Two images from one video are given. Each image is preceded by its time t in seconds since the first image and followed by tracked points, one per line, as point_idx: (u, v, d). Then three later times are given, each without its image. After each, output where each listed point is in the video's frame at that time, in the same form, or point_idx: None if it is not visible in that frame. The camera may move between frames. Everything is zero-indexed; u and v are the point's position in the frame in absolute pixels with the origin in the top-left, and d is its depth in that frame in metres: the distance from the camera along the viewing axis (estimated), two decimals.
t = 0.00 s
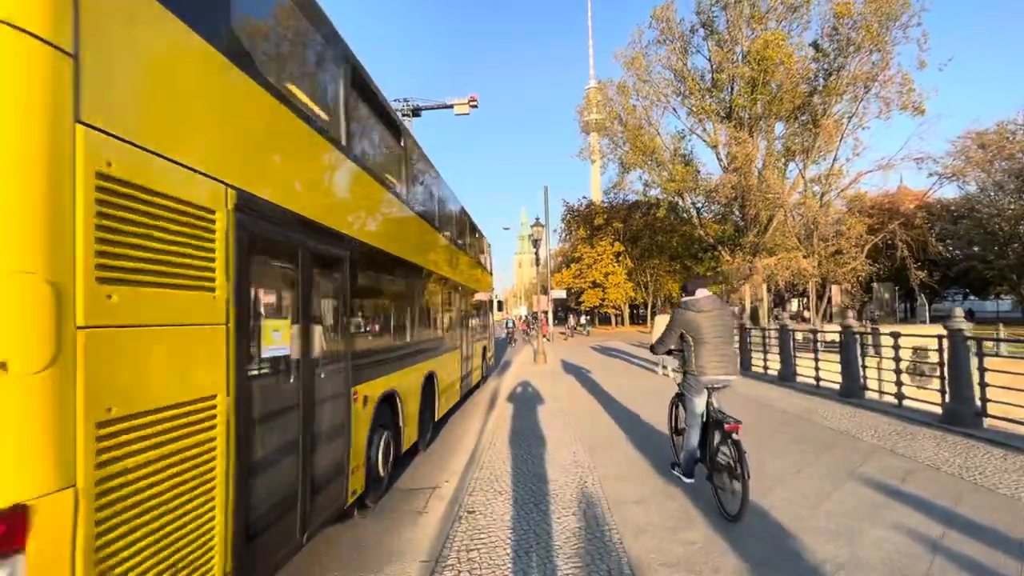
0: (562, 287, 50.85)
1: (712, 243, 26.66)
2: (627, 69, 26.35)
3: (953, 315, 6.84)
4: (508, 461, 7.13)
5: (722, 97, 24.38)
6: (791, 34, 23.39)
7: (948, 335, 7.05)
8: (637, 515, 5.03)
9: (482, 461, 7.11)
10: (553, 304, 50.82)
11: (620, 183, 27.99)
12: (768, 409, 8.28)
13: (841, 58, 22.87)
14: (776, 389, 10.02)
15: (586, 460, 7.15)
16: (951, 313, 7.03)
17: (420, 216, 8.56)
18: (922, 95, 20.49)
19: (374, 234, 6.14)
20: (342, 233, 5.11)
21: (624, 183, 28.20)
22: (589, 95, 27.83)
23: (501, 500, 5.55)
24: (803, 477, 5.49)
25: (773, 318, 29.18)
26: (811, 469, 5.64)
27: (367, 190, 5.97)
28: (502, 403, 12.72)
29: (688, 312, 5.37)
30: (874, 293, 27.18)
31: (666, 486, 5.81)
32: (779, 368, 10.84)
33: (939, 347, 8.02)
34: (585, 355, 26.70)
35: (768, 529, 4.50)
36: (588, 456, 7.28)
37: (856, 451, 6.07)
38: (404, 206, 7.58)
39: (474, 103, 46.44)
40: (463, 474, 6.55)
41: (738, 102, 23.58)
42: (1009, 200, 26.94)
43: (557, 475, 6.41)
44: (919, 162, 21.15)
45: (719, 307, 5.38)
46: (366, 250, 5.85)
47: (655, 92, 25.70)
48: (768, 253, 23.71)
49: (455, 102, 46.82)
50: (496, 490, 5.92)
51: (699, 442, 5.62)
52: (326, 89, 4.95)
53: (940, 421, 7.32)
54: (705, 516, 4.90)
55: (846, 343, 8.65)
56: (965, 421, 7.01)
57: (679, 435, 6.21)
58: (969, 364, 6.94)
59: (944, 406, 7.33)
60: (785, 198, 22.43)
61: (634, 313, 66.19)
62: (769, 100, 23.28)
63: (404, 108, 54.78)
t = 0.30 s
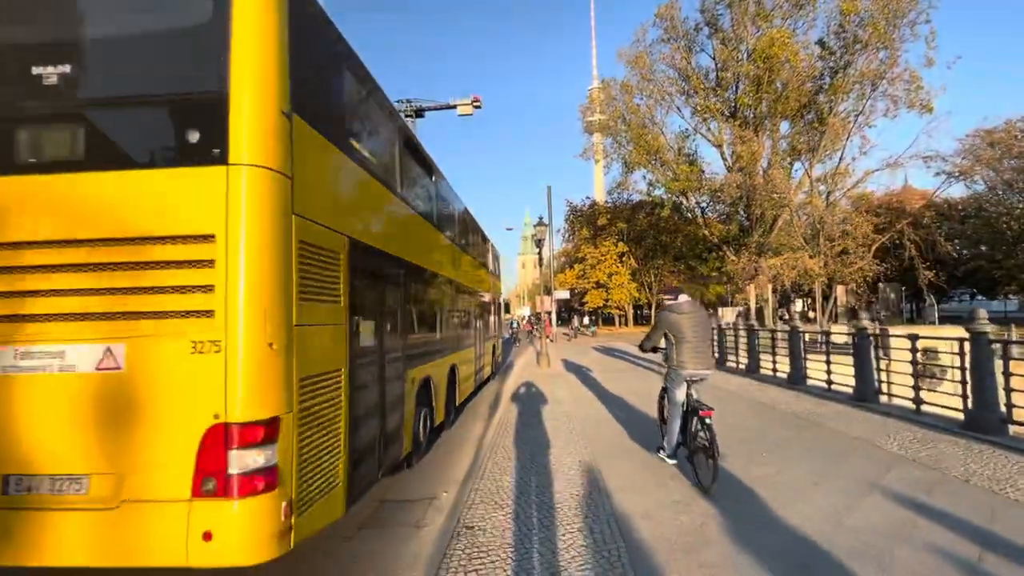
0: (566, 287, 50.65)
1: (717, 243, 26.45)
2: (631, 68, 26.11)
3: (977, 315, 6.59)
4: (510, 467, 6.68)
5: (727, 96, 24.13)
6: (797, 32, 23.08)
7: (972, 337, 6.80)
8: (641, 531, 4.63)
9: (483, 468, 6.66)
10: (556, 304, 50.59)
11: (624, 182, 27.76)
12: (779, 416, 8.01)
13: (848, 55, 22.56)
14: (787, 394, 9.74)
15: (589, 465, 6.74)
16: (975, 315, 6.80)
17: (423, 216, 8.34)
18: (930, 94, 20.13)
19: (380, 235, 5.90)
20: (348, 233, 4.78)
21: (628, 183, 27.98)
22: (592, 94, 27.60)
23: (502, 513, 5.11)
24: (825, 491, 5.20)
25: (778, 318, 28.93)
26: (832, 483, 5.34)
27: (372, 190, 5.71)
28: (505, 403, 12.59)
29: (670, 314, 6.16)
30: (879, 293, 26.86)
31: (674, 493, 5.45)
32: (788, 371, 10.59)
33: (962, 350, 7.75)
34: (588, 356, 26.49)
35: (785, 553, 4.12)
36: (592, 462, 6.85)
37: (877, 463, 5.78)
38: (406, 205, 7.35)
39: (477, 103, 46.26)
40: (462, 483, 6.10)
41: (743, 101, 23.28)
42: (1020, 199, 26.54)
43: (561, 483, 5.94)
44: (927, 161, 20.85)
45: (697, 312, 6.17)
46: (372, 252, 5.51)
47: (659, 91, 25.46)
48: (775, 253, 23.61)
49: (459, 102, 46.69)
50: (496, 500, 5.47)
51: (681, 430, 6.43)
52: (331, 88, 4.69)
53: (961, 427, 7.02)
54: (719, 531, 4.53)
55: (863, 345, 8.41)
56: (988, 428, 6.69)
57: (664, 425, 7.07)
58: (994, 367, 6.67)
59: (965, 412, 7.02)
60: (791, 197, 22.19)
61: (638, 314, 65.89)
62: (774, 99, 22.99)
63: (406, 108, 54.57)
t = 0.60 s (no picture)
0: (569, 287, 50.45)
1: (720, 243, 26.25)
2: (634, 67, 25.88)
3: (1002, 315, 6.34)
4: (513, 472, 6.48)
5: (730, 95, 23.97)
6: (802, 29, 22.82)
7: (994, 339, 6.56)
8: (654, 541, 4.42)
9: (485, 474, 6.46)
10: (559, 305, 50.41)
11: (627, 182, 27.51)
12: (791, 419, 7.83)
13: (853, 54, 22.27)
14: (795, 396, 9.59)
15: (596, 468, 6.51)
16: (999, 317, 6.56)
17: (428, 216, 8.17)
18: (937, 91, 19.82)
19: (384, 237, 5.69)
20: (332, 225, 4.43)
21: (631, 183, 27.74)
22: (594, 92, 27.37)
23: (504, 523, 4.93)
24: (843, 500, 5.00)
25: (782, 318, 28.67)
26: (850, 491, 5.15)
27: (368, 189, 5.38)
28: (507, 403, 12.50)
29: (658, 315, 7.10)
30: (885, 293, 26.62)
31: (686, 499, 5.25)
32: (798, 373, 10.38)
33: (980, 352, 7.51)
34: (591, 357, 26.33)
35: (805, 565, 3.91)
36: (598, 465, 6.62)
37: (896, 469, 5.59)
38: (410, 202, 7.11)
39: (479, 103, 46.12)
40: (464, 490, 5.92)
41: (747, 100, 23.07)
42: None
43: (567, 490, 5.72)
44: (935, 159, 20.53)
45: (679, 314, 7.14)
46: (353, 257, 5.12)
47: (662, 89, 25.22)
48: (779, 252, 23.75)
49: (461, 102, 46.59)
50: (498, 509, 5.29)
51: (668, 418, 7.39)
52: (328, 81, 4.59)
53: (982, 432, 6.76)
54: (734, 539, 4.35)
55: (878, 346, 8.19)
56: (1014, 433, 6.42)
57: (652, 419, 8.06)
58: (1018, 370, 6.42)
59: (988, 416, 6.75)
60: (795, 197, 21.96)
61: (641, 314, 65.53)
62: (778, 97, 22.78)
63: (409, 107, 54.80)
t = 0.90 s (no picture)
0: (571, 286, 50.28)
1: (724, 242, 26.07)
2: (637, 65, 25.68)
3: None
4: (518, 477, 6.23)
5: (734, 93, 23.82)
6: (807, 26, 22.58)
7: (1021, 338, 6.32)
8: (674, 554, 4.17)
9: (489, 480, 6.22)
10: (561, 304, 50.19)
11: (630, 181, 27.30)
12: (807, 422, 7.60)
13: (858, 51, 22.06)
14: (808, 397, 9.42)
15: (608, 472, 6.24)
16: None
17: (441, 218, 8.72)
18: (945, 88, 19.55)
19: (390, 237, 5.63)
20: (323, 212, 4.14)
21: (633, 181, 27.52)
22: (596, 90, 27.16)
23: (511, 534, 4.69)
24: (873, 510, 4.72)
25: (787, 318, 28.48)
26: (874, 495, 4.98)
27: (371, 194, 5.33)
28: (513, 403, 12.36)
29: (650, 314, 7.82)
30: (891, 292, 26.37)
31: (705, 508, 4.99)
32: (810, 373, 10.20)
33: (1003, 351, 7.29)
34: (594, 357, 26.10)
35: None
36: (608, 469, 6.34)
37: (925, 477, 5.32)
38: (430, 202, 7.89)
39: (480, 102, 45.92)
40: (468, 499, 5.67)
41: (752, 98, 22.88)
42: None
43: (576, 497, 5.46)
44: (942, 158, 20.28)
45: (670, 313, 7.87)
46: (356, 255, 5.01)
47: (665, 87, 25.00)
48: (784, 251, 23.68)
49: (462, 101, 46.48)
50: (504, 518, 5.04)
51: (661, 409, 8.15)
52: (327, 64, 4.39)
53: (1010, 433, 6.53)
54: (758, 550, 4.13)
55: (895, 346, 7.97)
56: None
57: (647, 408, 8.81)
58: None
59: (1015, 417, 6.53)
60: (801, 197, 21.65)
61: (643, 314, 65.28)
62: (782, 96, 22.60)
63: (410, 107, 54.68)
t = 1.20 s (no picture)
0: (572, 285, 50.08)
1: (727, 240, 25.86)
2: (640, 62, 25.45)
3: None
4: (523, 483, 5.99)
5: (737, 90, 23.63)
6: (811, 23, 22.34)
7: None
8: (696, 568, 3.90)
9: (493, 486, 5.98)
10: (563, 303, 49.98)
11: (632, 179, 27.06)
12: (821, 426, 7.37)
13: (863, 48, 21.83)
14: (819, 397, 9.25)
15: (616, 477, 6.00)
16: None
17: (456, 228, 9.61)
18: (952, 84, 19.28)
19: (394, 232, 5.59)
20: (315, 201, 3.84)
21: (636, 180, 27.29)
22: (598, 88, 26.92)
23: (519, 546, 4.44)
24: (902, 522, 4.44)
25: (790, 316, 28.28)
26: (900, 501, 4.77)
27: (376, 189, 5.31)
28: (517, 403, 12.20)
29: (642, 314, 8.51)
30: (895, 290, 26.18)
31: (725, 516, 4.72)
32: (820, 374, 10.02)
33: None
34: (596, 356, 25.94)
35: None
36: (616, 473, 6.09)
37: (954, 485, 5.07)
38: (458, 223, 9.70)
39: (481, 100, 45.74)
40: (472, 508, 5.43)
41: (755, 94, 22.67)
42: None
43: (587, 505, 5.19)
44: (948, 155, 20.04)
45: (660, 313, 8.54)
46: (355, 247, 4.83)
47: (668, 85, 24.77)
48: (788, 250, 23.50)
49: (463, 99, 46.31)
50: (511, 529, 4.79)
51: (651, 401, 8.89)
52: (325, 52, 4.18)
53: None
54: (785, 562, 3.89)
55: (912, 345, 7.76)
56: None
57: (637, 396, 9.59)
58: None
59: None
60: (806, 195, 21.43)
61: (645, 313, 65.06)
62: (785, 93, 22.41)
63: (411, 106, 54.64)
